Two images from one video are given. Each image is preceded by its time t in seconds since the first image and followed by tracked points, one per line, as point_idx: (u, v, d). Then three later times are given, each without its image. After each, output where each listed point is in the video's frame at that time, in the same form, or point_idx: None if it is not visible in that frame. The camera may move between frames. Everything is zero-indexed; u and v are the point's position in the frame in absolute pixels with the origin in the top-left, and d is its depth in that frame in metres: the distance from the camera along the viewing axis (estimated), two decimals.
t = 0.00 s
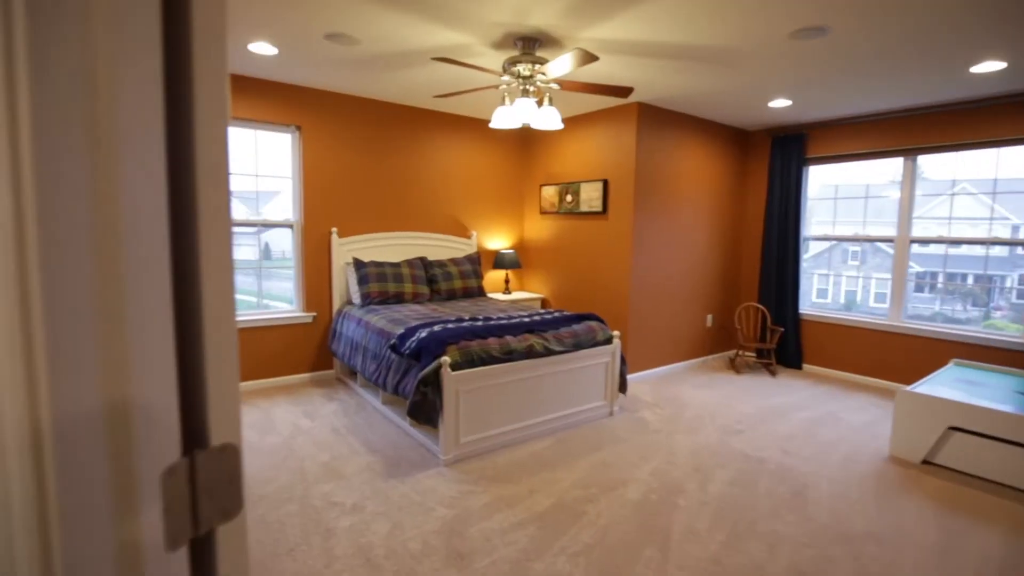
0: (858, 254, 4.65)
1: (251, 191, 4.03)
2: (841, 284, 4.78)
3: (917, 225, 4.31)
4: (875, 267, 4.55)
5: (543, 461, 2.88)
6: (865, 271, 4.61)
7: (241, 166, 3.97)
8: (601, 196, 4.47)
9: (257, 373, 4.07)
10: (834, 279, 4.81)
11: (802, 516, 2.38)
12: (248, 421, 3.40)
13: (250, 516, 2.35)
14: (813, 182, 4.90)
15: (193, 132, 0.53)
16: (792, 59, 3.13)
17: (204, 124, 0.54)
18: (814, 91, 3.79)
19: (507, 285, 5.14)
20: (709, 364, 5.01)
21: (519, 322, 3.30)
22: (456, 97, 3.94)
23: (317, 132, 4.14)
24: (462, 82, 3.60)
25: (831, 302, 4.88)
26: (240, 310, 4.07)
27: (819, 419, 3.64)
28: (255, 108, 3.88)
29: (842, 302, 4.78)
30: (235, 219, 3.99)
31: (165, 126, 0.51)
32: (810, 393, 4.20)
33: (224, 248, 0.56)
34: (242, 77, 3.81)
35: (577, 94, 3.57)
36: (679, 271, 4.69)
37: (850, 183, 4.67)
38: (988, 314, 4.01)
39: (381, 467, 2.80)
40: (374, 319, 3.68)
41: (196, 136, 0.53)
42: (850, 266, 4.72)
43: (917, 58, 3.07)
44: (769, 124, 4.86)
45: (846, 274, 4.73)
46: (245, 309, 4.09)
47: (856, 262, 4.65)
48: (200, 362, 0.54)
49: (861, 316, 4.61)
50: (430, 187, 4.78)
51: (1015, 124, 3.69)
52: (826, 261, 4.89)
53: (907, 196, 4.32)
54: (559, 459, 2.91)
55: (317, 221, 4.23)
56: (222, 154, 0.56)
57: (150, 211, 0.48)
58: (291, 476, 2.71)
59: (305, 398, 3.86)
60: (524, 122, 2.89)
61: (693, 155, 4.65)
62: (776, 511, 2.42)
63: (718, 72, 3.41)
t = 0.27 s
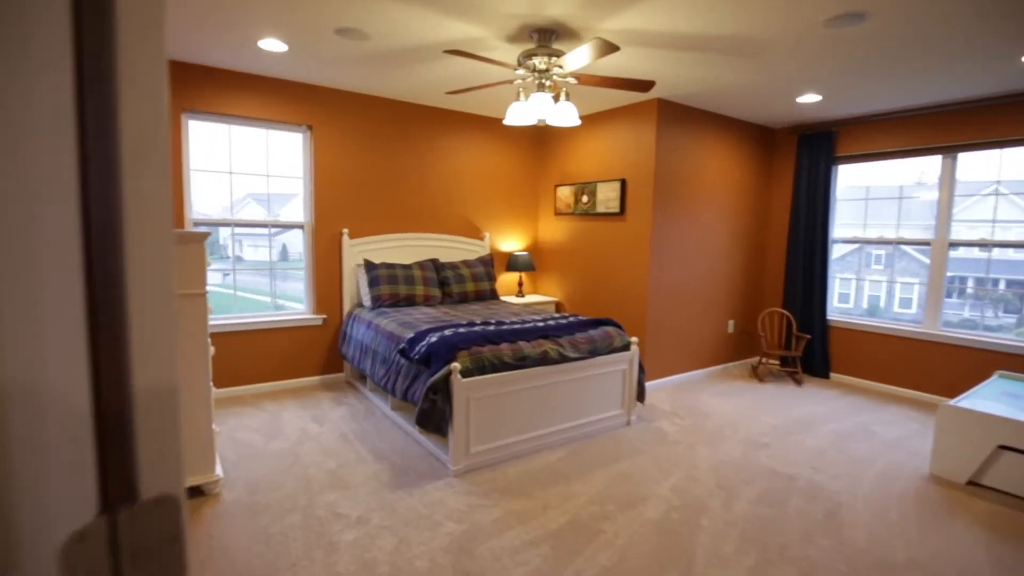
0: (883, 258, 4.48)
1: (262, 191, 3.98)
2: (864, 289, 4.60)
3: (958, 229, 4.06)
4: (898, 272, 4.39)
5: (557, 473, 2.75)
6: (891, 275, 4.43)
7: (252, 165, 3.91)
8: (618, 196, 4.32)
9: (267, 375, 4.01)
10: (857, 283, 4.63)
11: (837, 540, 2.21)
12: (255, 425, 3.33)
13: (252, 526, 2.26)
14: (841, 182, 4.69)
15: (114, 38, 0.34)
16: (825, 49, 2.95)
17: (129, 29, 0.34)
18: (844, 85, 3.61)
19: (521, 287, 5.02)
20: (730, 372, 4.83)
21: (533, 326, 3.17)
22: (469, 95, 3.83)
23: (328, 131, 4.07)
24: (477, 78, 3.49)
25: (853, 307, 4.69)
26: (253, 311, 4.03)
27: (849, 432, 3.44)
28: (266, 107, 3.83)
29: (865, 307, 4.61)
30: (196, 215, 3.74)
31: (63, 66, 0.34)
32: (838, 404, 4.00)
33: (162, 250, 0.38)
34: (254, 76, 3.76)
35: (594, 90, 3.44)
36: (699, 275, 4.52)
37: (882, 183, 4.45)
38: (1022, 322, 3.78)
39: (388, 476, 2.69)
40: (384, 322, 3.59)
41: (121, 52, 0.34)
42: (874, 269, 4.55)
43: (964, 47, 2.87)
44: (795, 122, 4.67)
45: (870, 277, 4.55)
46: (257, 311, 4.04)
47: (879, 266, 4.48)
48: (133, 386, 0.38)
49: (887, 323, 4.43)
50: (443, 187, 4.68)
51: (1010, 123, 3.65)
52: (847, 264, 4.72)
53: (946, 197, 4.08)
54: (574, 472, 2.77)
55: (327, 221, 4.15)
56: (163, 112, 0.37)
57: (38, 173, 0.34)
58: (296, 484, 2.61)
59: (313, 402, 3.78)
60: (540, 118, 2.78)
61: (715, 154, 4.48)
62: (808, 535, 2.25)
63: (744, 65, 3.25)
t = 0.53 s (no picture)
0: (909, 263, 4.28)
1: (272, 192, 3.89)
2: (889, 294, 4.39)
3: (1005, 232, 3.77)
4: (926, 278, 4.17)
5: (574, 491, 2.58)
6: (916, 280, 4.24)
7: (262, 164, 3.83)
8: (638, 197, 4.15)
9: (275, 379, 3.91)
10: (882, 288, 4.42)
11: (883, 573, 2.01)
12: (261, 431, 3.21)
13: (250, 541, 2.13)
14: (876, 182, 4.44)
15: None
16: (864, 39, 2.76)
17: None
18: (881, 79, 3.40)
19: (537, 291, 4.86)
20: (755, 381, 4.60)
21: (548, 333, 3.01)
22: (484, 90, 3.70)
23: (340, 129, 3.98)
24: (492, 72, 3.36)
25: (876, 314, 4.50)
26: (264, 313, 3.94)
27: (888, 449, 3.21)
28: (277, 105, 3.75)
29: (889, 314, 4.40)
30: (205, 217, 3.66)
31: None
32: (873, 418, 3.76)
33: None
34: (264, 74, 3.68)
35: (615, 83, 3.28)
36: (722, 280, 4.32)
37: (920, 184, 4.20)
38: None
39: (396, 490, 2.55)
40: (394, 326, 3.46)
41: None
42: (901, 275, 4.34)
43: (1009, 37, 2.69)
44: (825, 119, 4.45)
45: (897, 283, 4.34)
46: (268, 313, 3.95)
47: (906, 271, 4.28)
48: None
49: (924, 332, 4.16)
50: (457, 188, 4.55)
51: None
52: (873, 269, 4.51)
53: (994, 199, 3.79)
54: (593, 490, 2.60)
55: (338, 222, 4.05)
56: None
57: None
58: (299, 496, 2.48)
59: (321, 408, 3.66)
60: (558, 114, 2.64)
61: (740, 153, 4.28)
62: (850, 566, 2.05)
63: (775, 56, 3.06)
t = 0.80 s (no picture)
0: (930, 268, 4.10)
1: (281, 193, 3.79)
2: (910, 300, 4.22)
3: None
4: (942, 283, 4.04)
5: (592, 509, 2.42)
6: (938, 287, 4.06)
7: (270, 166, 3.74)
8: (658, 199, 3.99)
9: (282, 385, 3.80)
10: (902, 293, 4.25)
11: None
12: (266, 440, 3.11)
13: (248, 561, 2.01)
14: (908, 184, 4.22)
15: None
16: (902, 30, 2.58)
17: None
18: (916, 74, 3.21)
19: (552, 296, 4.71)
20: (779, 392, 4.40)
21: (565, 341, 2.87)
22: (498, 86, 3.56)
23: (351, 130, 3.88)
24: (508, 67, 3.23)
25: (897, 320, 4.34)
26: (272, 318, 3.84)
27: (926, 467, 3.00)
28: (285, 105, 3.66)
29: (909, 321, 4.24)
30: (210, 219, 3.57)
31: None
32: (907, 433, 3.55)
33: None
34: (273, 73, 3.60)
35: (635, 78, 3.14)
36: (746, 286, 4.14)
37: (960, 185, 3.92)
38: None
39: (403, 506, 2.41)
40: (404, 333, 3.34)
41: None
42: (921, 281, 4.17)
43: None
44: (854, 118, 4.26)
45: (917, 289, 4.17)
46: (277, 318, 3.85)
47: (927, 277, 4.10)
48: None
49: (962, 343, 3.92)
50: (470, 190, 4.43)
51: None
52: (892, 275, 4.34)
53: None
54: (611, 508, 2.44)
55: (349, 225, 3.94)
56: None
57: None
58: (301, 513, 2.35)
59: (328, 416, 3.54)
60: (576, 110, 2.52)
61: (766, 154, 4.10)
62: None
63: (806, 49, 2.89)
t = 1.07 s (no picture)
0: (954, 275, 3.92)
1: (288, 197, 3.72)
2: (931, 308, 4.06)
3: None
4: (968, 291, 3.84)
5: (608, 532, 2.27)
6: (963, 294, 3.87)
7: (278, 169, 3.67)
8: (676, 203, 3.84)
9: (288, 393, 3.71)
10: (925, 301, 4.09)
11: None
12: (270, 451, 3.01)
13: None
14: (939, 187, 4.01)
15: None
16: (938, 21, 2.41)
17: None
18: (953, 69, 3.03)
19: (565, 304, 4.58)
20: (803, 405, 4.21)
21: (579, 351, 2.73)
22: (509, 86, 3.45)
23: (360, 133, 3.80)
24: (520, 66, 3.12)
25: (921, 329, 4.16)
26: (280, 326, 3.77)
27: (966, 489, 2.80)
28: (293, 107, 3.59)
29: (933, 329, 4.06)
30: (217, 223, 3.51)
31: None
32: (943, 450, 3.34)
33: None
34: (281, 75, 3.54)
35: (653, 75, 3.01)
36: (768, 294, 3.96)
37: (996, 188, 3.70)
38: None
39: (408, 526, 2.29)
40: (412, 341, 3.23)
41: None
42: (944, 287, 3.99)
43: None
44: (882, 118, 4.08)
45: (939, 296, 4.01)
46: (284, 325, 3.77)
47: (950, 284, 3.93)
48: None
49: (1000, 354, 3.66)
50: (482, 194, 4.32)
51: None
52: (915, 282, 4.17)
53: None
54: (628, 531, 2.29)
55: (357, 229, 3.86)
56: None
57: None
58: (301, 531, 2.24)
59: (334, 426, 3.44)
60: (592, 109, 2.39)
61: (789, 156, 3.94)
62: None
63: (834, 44, 2.74)
